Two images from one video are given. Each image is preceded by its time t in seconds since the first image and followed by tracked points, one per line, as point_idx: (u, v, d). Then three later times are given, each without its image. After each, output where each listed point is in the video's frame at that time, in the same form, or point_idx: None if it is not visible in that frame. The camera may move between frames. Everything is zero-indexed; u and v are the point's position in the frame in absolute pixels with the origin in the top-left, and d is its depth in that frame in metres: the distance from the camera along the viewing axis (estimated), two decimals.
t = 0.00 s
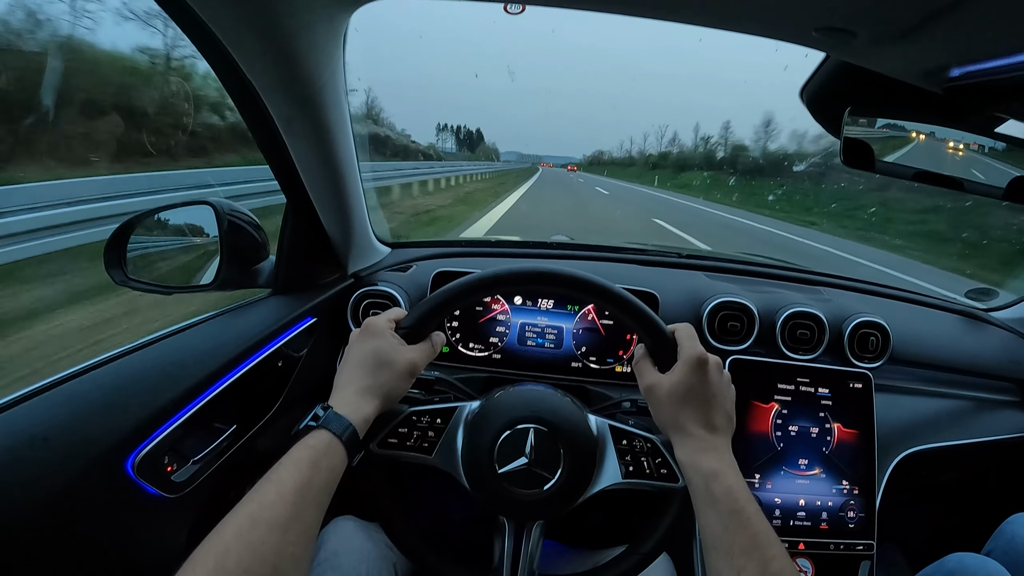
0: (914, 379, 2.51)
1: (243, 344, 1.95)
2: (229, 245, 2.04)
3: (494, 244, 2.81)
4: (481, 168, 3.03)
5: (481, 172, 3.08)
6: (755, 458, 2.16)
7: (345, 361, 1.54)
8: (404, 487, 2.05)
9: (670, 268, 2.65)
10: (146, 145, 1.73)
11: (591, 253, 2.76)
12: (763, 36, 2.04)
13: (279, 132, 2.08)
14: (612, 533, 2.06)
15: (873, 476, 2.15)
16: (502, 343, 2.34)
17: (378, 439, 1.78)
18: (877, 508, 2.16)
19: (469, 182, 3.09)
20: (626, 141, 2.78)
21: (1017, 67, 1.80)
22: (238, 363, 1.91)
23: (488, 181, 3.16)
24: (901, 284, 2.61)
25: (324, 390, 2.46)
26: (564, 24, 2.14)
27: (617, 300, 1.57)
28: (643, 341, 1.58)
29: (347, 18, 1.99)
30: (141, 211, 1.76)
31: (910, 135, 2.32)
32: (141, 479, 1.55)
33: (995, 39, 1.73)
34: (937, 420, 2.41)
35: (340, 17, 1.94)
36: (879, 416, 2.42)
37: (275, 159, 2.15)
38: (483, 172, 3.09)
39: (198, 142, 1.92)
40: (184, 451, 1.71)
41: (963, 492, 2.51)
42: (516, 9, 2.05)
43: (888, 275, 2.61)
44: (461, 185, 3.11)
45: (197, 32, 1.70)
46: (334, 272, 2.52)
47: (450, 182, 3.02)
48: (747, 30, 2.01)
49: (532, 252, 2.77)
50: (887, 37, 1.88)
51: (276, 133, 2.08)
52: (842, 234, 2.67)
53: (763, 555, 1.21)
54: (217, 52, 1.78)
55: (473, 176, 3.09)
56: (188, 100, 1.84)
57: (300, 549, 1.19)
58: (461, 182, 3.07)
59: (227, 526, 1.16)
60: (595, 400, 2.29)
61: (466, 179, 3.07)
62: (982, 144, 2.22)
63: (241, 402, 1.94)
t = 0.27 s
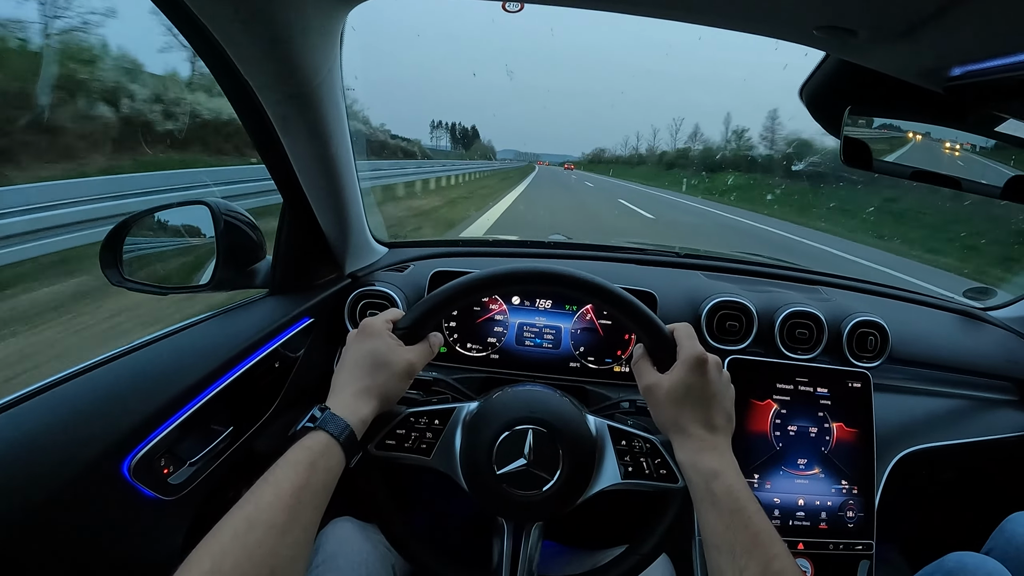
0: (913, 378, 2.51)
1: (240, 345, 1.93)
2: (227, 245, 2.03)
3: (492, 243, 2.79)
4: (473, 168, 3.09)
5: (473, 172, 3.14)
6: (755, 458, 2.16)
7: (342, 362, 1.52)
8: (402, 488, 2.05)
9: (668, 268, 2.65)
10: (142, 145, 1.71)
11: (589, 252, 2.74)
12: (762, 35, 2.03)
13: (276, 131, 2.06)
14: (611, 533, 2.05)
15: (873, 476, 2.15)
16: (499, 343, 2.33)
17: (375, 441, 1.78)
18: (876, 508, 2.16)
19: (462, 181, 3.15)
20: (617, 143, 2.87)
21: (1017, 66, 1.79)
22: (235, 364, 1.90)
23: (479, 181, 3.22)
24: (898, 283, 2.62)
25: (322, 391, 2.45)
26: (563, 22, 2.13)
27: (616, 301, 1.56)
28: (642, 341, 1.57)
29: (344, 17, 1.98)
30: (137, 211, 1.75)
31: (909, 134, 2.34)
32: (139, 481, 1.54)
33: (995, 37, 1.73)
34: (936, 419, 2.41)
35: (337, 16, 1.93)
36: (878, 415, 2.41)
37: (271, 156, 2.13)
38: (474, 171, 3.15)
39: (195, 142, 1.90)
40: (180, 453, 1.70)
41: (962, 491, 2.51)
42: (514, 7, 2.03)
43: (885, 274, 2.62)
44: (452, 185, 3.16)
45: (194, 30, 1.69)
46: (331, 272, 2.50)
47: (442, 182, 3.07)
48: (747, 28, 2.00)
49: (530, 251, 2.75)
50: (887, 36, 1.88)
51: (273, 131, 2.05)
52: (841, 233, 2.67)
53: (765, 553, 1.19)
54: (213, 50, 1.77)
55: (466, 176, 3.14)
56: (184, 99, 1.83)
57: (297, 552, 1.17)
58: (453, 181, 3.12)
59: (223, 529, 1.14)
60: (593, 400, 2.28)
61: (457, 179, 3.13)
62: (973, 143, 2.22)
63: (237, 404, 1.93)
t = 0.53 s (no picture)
0: (908, 376, 2.52)
1: (235, 345, 1.93)
2: (223, 245, 2.05)
3: (488, 243, 2.80)
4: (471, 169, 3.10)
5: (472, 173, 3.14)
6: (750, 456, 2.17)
7: (337, 362, 1.53)
8: (398, 487, 2.06)
9: (664, 267, 2.65)
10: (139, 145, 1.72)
11: (584, 251, 2.75)
12: (756, 34, 2.04)
13: (272, 132, 2.05)
14: (607, 531, 2.06)
15: (868, 473, 2.15)
16: (495, 342, 2.34)
17: (371, 440, 1.79)
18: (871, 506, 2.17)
19: (459, 182, 3.16)
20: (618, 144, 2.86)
21: (1012, 65, 1.80)
22: (231, 363, 1.90)
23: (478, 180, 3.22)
24: (893, 281, 2.63)
25: (319, 390, 2.46)
26: (558, 23, 2.14)
27: (611, 300, 1.56)
28: (637, 339, 1.57)
29: (339, 17, 1.98)
30: (132, 212, 1.76)
31: (905, 133, 2.33)
32: (135, 481, 1.54)
33: (989, 37, 1.73)
34: (930, 417, 2.42)
35: (332, 17, 1.93)
36: (873, 413, 2.42)
37: (266, 155, 2.12)
38: (472, 172, 3.16)
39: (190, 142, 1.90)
40: (177, 452, 1.70)
41: (957, 489, 2.53)
42: (508, 7, 2.05)
43: (880, 272, 2.64)
44: (448, 185, 3.17)
45: (188, 30, 1.69)
46: (327, 271, 2.50)
47: (439, 183, 3.08)
48: (741, 28, 2.01)
49: (525, 250, 2.76)
50: (880, 35, 1.88)
51: (269, 133, 2.05)
52: (836, 231, 2.68)
53: (758, 550, 1.20)
54: (208, 51, 1.77)
55: (464, 177, 3.16)
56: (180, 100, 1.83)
57: (293, 550, 1.17)
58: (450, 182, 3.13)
59: (219, 528, 1.14)
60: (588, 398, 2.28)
61: (455, 179, 3.14)
62: (966, 140, 2.25)
63: (234, 403, 1.93)
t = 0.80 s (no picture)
0: (904, 376, 2.52)
1: (231, 347, 1.94)
2: (219, 247, 2.05)
3: (484, 244, 2.80)
4: (465, 169, 3.12)
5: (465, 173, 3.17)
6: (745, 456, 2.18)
7: (332, 365, 1.53)
8: (395, 488, 2.06)
9: (659, 267, 2.66)
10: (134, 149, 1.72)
11: (580, 252, 2.76)
12: (749, 35, 2.04)
13: (267, 138, 2.07)
14: (603, 532, 2.07)
15: (863, 473, 2.16)
16: (490, 343, 2.35)
17: (367, 442, 1.77)
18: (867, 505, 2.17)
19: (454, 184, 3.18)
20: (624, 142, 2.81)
21: (1003, 65, 1.81)
22: (227, 366, 1.90)
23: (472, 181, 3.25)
24: (888, 280, 2.63)
25: (315, 392, 2.46)
26: (551, 25, 2.14)
27: (605, 301, 1.57)
28: (631, 340, 1.57)
29: (332, 21, 1.98)
30: (126, 216, 1.74)
31: (900, 134, 2.33)
32: (133, 484, 1.55)
33: (982, 37, 1.73)
34: (926, 416, 2.42)
35: (326, 20, 1.94)
36: (869, 413, 2.43)
37: (260, 158, 2.12)
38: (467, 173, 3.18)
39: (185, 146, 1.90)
40: (174, 455, 1.70)
41: (953, 488, 2.53)
42: (501, 10, 2.04)
43: (874, 271, 2.65)
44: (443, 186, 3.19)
45: (182, 35, 1.69)
46: (323, 273, 2.50)
47: (433, 184, 3.10)
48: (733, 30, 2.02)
49: (521, 252, 2.77)
50: (873, 37, 1.89)
51: (264, 138, 2.06)
52: (831, 231, 2.68)
53: (752, 550, 1.20)
54: (202, 55, 1.77)
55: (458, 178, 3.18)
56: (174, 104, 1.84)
57: (288, 552, 1.17)
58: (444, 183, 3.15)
59: (215, 531, 1.15)
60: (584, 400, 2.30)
61: (449, 180, 3.16)
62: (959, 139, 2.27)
63: (230, 406, 1.93)
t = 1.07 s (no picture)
0: (904, 376, 2.53)
1: (231, 348, 1.93)
2: (218, 247, 2.05)
3: (483, 244, 2.80)
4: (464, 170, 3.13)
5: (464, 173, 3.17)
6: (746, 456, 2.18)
7: (333, 365, 1.52)
8: (395, 489, 2.06)
9: (659, 268, 2.65)
10: (134, 148, 1.71)
11: (580, 252, 2.76)
12: (751, 36, 2.04)
13: (268, 137, 2.06)
14: (605, 532, 2.07)
15: (864, 473, 2.16)
16: (490, 344, 2.34)
17: (368, 443, 1.76)
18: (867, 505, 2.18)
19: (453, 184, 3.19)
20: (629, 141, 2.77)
21: (1002, 67, 1.81)
22: (226, 366, 1.90)
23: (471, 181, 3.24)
24: (887, 281, 2.65)
25: (315, 392, 2.46)
26: (553, 25, 2.14)
27: (607, 301, 1.57)
28: (632, 340, 1.57)
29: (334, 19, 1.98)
30: (123, 217, 1.72)
31: (898, 134, 2.35)
32: (132, 485, 1.54)
33: (983, 39, 1.74)
34: (925, 417, 2.43)
35: (328, 19, 1.93)
36: (868, 413, 2.43)
37: (260, 157, 2.12)
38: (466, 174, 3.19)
39: (185, 145, 1.89)
40: (173, 455, 1.69)
41: (952, 488, 2.54)
42: (504, 9, 2.04)
43: (874, 271, 2.65)
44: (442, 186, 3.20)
45: (184, 33, 1.68)
46: (322, 273, 2.49)
47: (433, 184, 3.11)
48: (735, 30, 2.02)
49: (520, 251, 2.76)
50: (875, 37, 1.89)
51: (265, 137, 2.05)
52: (831, 231, 2.69)
53: (756, 549, 1.20)
54: (204, 53, 1.76)
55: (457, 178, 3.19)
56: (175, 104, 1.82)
57: (289, 554, 1.17)
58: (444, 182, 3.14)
59: (216, 533, 1.14)
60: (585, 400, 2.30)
61: (448, 180, 3.17)
62: (953, 140, 2.29)
63: (229, 406, 1.93)
